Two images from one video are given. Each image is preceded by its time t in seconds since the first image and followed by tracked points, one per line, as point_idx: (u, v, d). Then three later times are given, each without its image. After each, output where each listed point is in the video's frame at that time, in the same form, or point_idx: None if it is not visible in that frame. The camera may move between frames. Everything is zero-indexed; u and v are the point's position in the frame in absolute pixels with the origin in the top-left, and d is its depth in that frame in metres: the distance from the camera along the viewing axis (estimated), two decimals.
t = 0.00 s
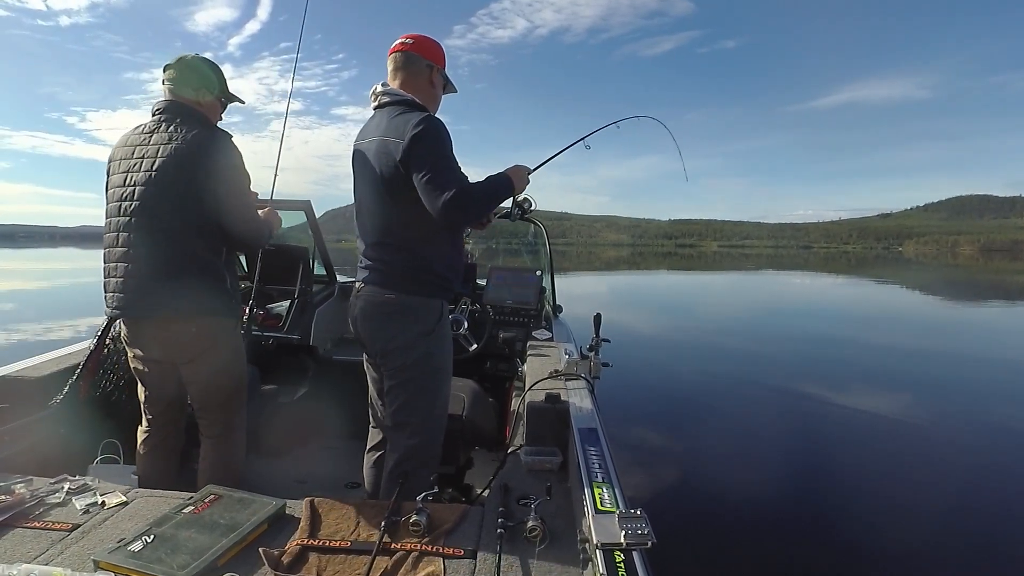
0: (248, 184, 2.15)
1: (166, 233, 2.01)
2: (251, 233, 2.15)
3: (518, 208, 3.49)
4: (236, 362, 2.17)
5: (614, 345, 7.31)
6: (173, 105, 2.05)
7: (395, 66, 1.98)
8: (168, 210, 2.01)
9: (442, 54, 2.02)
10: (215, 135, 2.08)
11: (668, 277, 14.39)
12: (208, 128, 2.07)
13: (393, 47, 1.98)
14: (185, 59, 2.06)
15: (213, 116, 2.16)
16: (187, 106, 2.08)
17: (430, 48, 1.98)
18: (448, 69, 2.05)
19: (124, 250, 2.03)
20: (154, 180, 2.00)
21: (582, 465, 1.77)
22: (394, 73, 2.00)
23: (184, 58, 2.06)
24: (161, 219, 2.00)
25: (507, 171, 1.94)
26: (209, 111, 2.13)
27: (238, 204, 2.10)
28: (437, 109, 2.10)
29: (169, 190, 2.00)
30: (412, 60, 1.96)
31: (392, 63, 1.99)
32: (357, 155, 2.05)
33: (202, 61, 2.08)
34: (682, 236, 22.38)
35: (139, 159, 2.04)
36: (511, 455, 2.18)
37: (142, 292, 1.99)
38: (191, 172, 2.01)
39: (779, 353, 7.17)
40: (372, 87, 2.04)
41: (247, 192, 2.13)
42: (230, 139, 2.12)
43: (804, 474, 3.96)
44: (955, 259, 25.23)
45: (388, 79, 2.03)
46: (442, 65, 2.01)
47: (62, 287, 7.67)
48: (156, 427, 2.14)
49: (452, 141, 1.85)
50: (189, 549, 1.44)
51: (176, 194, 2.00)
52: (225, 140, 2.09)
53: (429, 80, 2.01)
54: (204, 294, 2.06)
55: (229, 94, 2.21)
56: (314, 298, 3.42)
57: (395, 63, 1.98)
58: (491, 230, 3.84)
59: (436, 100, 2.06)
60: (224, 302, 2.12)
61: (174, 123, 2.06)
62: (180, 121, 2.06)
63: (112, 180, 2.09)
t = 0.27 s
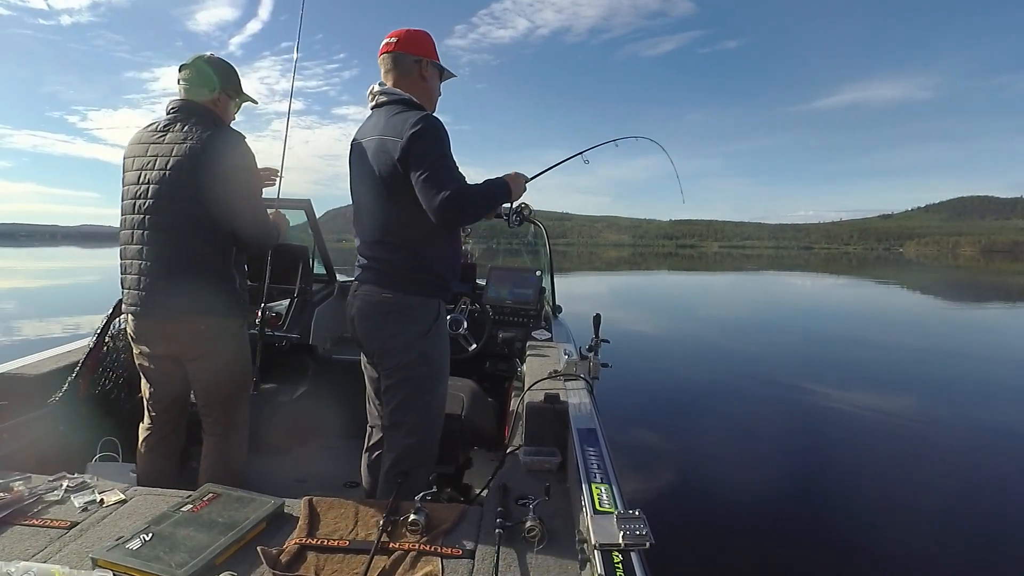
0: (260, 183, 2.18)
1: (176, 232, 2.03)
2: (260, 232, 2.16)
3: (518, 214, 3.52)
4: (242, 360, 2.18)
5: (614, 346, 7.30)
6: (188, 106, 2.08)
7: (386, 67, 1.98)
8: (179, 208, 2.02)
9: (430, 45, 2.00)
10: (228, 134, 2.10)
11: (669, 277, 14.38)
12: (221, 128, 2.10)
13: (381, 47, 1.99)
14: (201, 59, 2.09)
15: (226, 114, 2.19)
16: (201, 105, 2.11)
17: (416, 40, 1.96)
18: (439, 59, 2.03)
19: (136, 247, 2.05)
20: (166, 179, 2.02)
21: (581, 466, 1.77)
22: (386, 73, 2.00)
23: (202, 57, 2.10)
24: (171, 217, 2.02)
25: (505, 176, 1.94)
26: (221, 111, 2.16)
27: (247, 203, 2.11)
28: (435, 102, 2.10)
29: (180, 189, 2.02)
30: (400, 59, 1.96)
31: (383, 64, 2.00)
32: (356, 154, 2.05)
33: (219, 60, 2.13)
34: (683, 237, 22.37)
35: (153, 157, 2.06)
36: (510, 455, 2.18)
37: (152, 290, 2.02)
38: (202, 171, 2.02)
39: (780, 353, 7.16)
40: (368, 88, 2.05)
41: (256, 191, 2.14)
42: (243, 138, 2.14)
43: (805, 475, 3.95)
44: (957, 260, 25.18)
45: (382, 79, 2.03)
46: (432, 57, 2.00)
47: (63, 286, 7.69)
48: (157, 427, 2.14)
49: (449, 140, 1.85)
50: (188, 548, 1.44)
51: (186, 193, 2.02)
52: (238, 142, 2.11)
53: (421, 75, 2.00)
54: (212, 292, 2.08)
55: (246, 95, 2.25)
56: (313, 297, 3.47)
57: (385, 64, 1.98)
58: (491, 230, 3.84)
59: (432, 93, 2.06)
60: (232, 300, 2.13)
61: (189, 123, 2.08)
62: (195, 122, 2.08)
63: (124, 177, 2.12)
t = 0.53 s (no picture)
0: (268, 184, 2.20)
1: (184, 230, 2.05)
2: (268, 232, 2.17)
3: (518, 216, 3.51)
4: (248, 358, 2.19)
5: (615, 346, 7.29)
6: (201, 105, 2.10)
7: (379, 66, 1.98)
8: (188, 206, 2.04)
9: (422, 41, 1.98)
10: (239, 135, 2.12)
11: (670, 277, 14.36)
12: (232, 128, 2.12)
13: (373, 45, 1.98)
14: (217, 59, 2.11)
15: (241, 115, 2.21)
16: (214, 105, 2.12)
17: (407, 38, 1.96)
18: (432, 56, 2.02)
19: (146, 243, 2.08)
20: (176, 176, 2.04)
21: (579, 467, 1.76)
22: (379, 72, 2.00)
23: (217, 56, 2.12)
24: (181, 215, 2.04)
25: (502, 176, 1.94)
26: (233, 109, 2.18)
27: (255, 203, 2.13)
28: (429, 100, 2.09)
29: (189, 187, 2.03)
30: (392, 57, 1.95)
31: (375, 63, 1.99)
32: (353, 154, 2.06)
33: (235, 60, 2.15)
34: (684, 237, 22.36)
35: (165, 154, 2.08)
36: (508, 455, 2.18)
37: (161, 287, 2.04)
38: (212, 169, 2.04)
39: (781, 353, 7.15)
40: (363, 87, 2.05)
41: (263, 191, 2.16)
42: (253, 138, 2.16)
43: (805, 475, 3.95)
44: (958, 260, 25.16)
45: (376, 78, 2.03)
46: (425, 54, 1.99)
47: (64, 285, 7.69)
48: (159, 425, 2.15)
49: (445, 138, 1.85)
50: (185, 545, 1.44)
51: (196, 191, 2.04)
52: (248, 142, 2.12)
53: (414, 73, 2.00)
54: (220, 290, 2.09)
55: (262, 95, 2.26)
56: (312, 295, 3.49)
57: (378, 63, 1.98)
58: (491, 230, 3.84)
59: (425, 91, 2.05)
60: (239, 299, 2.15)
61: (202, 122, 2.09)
62: (206, 121, 2.09)
63: (136, 174, 2.14)
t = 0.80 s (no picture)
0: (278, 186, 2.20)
1: (193, 230, 2.06)
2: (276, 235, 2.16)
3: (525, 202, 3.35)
4: (251, 360, 2.18)
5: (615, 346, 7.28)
6: (215, 104, 2.11)
7: (381, 63, 1.98)
8: (198, 206, 2.05)
9: (427, 44, 1.99)
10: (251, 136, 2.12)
11: (671, 277, 14.34)
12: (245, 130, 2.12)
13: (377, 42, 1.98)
14: (233, 60, 2.12)
15: (257, 117, 2.21)
16: (226, 105, 2.13)
17: (412, 38, 1.96)
18: (435, 58, 2.02)
19: (154, 241, 2.09)
20: (187, 176, 2.05)
21: (577, 467, 1.76)
22: (381, 70, 2.00)
23: (233, 57, 2.13)
24: (190, 214, 2.05)
25: (509, 166, 1.93)
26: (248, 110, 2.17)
27: (263, 205, 2.13)
28: (429, 101, 2.10)
29: (199, 187, 2.04)
30: (396, 56, 1.95)
31: (378, 60, 1.99)
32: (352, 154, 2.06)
33: (251, 61, 2.15)
34: (685, 236, 22.32)
35: (177, 153, 2.09)
36: (507, 456, 2.18)
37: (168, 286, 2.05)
38: (222, 170, 2.05)
39: (781, 353, 7.14)
40: (362, 84, 2.05)
41: (272, 194, 2.16)
42: (266, 140, 2.16)
43: (805, 475, 3.94)
44: (959, 259, 25.13)
45: (377, 76, 2.03)
46: (428, 56, 1.99)
47: (62, 287, 7.68)
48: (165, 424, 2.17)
49: (445, 138, 1.85)
50: (183, 544, 1.44)
51: (206, 192, 2.05)
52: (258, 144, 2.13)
53: (416, 74, 2.00)
54: (225, 291, 2.10)
55: (275, 94, 2.26)
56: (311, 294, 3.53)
57: (380, 60, 1.98)
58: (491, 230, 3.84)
59: (426, 93, 2.05)
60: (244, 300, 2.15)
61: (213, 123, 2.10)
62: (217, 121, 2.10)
63: (148, 172, 2.16)
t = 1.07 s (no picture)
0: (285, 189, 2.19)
1: (201, 231, 2.07)
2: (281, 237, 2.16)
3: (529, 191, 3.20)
4: (253, 362, 2.18)
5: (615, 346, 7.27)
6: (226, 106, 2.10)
7: (387, 62, 1.98)
8: (206, 208, 2.06)
9: (433, 45, 2.00)
10: (259, 138, 2.11)
11: (672, 276, 14.32)
12: (254, 132, 2.11)
13: (384, 41, 1.98)
14: (246, 61, 2.10)
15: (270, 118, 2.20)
16: (236, 104, 2.11)
17: (419, 39, 1.96)
18: (441, 60, 2.03)
19: (160, 241, 2.10)
20: (196, 176, 2.05)
21: (578, 467, 1.76)
22: (386, 69, 2.00)
23: (248, 59, 2.12)
24: (195, 215, 2.06)
25: (513, 155, 1.92)
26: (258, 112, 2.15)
27: (267, 207, 2.12)
28: (433, 103, 2.10)
29: (205, 188, 2.04)
30: (402, 55, 1.96)
31: (383, 59, 1.99)
32: (354, 153, 2.05)
33: (263, 63, 2.13)
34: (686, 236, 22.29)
35: (186, 153, 2.10)
36: (507, 456, 2.18)
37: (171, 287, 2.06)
38: (229, 172, 2.05)
39: (782, 353, 7.12)
40: (366, 83, 2.04)
41: (278, 196, 2.15)
42: (276, 142, 2.16)
43: (806, 474, 3.94)
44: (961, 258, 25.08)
45: (382, 75, 2.03)
46: (434, 57, 2.00)
47: (62, 288, 7.68)
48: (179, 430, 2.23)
49: (449, 140, 1.86)
50: (183, 544, 1.44)
51: (211, 193, 2.04)
52: (266, 145, 2.12)
53: (421, 74, 2.00)
54: (227, 292, 2.10)
55: (287, 94, 2.24)
56: (311, 295, 3.53)
57: (386, 59, 1.98)
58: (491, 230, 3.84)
59: (430, 94, 2.06)
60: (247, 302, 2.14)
61: (223, 122, 2.10)
62: (227, 121, 2.09)
63: (157, 172, 2.16)
